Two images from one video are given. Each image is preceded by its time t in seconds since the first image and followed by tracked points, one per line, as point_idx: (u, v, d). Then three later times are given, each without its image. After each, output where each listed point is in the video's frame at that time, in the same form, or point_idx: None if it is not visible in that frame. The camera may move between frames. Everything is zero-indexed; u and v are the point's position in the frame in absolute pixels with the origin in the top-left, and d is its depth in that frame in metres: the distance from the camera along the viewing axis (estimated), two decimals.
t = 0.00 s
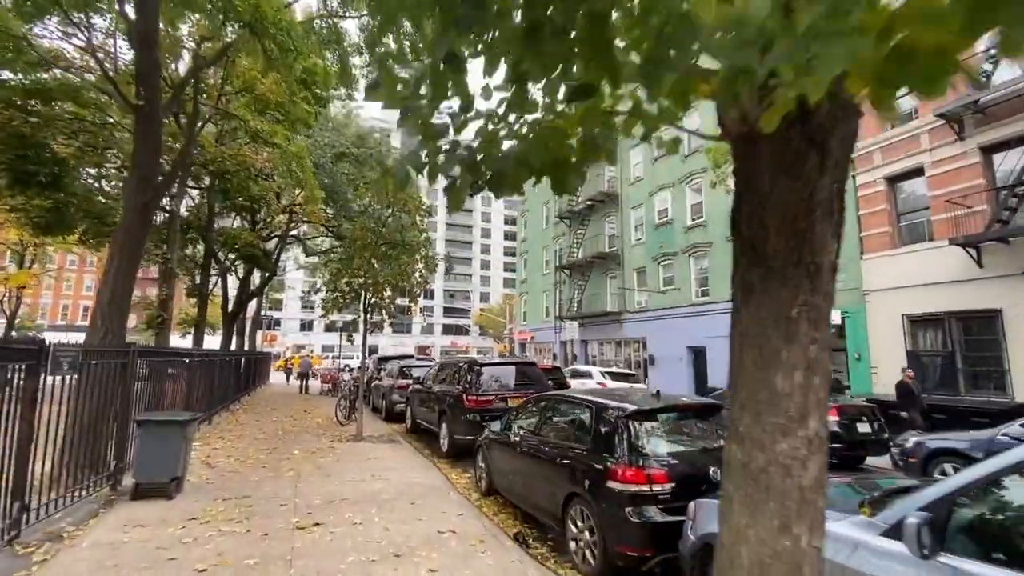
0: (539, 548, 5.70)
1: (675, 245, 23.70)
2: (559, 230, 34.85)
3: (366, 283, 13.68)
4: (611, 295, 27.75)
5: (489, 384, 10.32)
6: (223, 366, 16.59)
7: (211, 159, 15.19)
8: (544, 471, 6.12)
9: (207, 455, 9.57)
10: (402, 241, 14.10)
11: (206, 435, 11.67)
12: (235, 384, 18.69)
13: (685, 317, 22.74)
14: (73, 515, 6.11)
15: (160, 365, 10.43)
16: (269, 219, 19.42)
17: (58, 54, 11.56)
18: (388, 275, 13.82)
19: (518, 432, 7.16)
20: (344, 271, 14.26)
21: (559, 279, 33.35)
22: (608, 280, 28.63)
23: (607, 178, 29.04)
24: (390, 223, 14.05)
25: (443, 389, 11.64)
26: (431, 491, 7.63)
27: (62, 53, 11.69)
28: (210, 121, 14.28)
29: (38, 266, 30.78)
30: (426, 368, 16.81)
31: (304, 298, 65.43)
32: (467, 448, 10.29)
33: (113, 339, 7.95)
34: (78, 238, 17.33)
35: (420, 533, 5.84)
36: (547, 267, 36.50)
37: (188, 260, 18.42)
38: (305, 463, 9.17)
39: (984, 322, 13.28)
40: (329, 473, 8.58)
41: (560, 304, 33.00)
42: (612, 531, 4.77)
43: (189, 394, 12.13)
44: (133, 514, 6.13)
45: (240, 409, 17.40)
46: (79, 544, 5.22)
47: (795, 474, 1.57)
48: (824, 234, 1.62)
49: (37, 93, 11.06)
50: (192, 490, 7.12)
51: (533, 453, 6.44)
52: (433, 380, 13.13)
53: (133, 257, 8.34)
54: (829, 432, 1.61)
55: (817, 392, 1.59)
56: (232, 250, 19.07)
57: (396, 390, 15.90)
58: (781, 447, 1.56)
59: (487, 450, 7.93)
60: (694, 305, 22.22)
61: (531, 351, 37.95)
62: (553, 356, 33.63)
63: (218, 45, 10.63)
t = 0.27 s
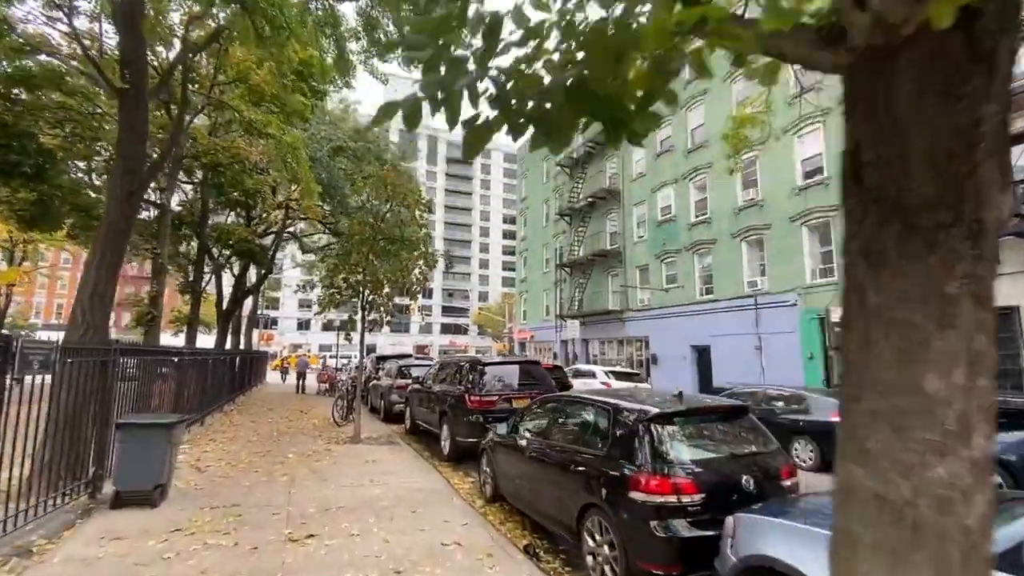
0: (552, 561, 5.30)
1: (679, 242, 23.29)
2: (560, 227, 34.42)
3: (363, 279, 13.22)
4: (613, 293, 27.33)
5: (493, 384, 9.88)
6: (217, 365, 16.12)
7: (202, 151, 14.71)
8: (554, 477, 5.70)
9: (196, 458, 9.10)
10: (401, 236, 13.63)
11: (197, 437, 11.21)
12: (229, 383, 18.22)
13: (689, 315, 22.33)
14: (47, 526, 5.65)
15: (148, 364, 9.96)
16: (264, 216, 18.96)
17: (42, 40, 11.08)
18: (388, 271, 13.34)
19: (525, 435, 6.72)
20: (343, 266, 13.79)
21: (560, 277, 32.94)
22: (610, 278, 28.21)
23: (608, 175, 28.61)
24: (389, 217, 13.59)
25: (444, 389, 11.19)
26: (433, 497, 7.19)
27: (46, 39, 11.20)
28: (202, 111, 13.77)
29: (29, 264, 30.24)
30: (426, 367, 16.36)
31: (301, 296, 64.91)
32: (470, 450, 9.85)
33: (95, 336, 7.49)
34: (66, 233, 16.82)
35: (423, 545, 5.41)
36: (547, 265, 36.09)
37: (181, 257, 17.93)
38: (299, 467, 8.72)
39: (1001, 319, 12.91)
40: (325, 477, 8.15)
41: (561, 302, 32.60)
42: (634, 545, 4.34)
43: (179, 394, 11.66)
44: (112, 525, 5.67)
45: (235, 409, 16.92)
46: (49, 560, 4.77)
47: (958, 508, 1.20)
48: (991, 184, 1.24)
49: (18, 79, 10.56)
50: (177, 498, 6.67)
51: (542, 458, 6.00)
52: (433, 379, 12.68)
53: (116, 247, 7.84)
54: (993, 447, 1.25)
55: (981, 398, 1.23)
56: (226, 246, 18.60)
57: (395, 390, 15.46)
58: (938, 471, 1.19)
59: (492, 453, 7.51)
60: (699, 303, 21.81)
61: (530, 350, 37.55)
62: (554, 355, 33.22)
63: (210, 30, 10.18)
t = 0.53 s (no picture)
0: None
1: (683, 240, 22.88)
2: (561, 226, 33.97)
3: (362, 277, 12.75)
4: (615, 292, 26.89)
5: (498, 387, 9.35)
6: (212, 366, 15.65)
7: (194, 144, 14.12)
8: (570, 489, 5.24)
9: (186, 466, 8.63)
10: (400, 233, 13.12)
11: (188, 442, 10.74)
12: (224, 384, 17.73)
13: (694, 315, 21.90)
14: (18, 545, 5.19)
15: (135, 367, 9.49)
16: (261, 215, 18.47)
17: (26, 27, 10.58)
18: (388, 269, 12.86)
19: (535, 444, 6.28)
20: (341, 263, 13.34)
21: (561, 276, 32.51)
22: (612, 277, 27.77)
23: (611, 172, 28.16)
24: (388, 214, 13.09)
25: (446, 392, 10.68)
26: (437, 509, 6.74)
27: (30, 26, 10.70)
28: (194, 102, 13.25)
29: (20, 262, 29.67)
30: (426, 368, 15.89)
31: (298, 296, 64.39)
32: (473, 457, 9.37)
33: (76, 339, 7.00)
34: (54, 230, 16.30)
35: (428, 567, 4.94)
36: (547, 263, 35.66)
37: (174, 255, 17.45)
38: (295, 476, 8.26)
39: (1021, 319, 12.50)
40: (322, 486, 7.68)
41: (562, 301, 32.17)
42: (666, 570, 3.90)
43: (170, 397, 11.20)
44: (89, 545, 5.19)
45: (230, 412, 16.45)
46: None
47: None
48: None
49: None
50: (163, 512, 6.18)
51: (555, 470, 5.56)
52: (435, 381, 12.19)
53: (97, 240, 7.36)
54: None
55: None
56: (221, 244, 18.12)
57: (394, 392, 15.01)
58: None
59: (499, 461, 7.08)
60: (704, 302, 21.37)
61: (530, 350, 37.14)
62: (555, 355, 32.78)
63: (202, 16, 9.73)
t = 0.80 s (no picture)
0: None
1: (688, 236, 22.48)
2: (562, 223, 33.54)
3: (362, 274, 12.17)
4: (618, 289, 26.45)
5: (504, 386, 8.85)
6: (206, 364, 15.19)
7: (187, 134, 13.31)
8: (592, 497, 4.85)
9: (177, 470, 8.17)
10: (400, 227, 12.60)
11: (180, 444, 10.28)
12: (219, 383, 17.26)
13: (700, 312, 21.49)
14: None
15: (123, 365, 9.02)
16: (252, 206, 17.87)
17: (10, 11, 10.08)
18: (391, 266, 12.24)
19: (549, 448, 5.86)
20: (343, 266, 12.44)
21: (563, 274, 32.09)
22: (615, 274, 27.34)
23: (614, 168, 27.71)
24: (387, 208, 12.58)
25: (450, 391, 10.21)
26: (443, 517, 6.30)
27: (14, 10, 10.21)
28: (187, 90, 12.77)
29: (11, 259, 29.06)
30: (428, 367, 15.44)
31: (296, 294, 63.85)
32: (479, 459, 8.92)
33: (56, 335, 6.53)
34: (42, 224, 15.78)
35: None
36: (548, 261, 35.23)
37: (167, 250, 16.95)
38: (291, 480, 7.81)
39: None
40: (320, 491, 7.24)
41: (563, 299, 31.76)
42: None
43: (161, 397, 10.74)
44: (65, 558, 4.74)
45: (225, 412, 15.99)
46: None
47: None
48: None
49: None
50: (149, 520, 5.73)
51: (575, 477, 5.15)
52: (437, 380, 11.72)
53: (80, 227, 6.89)
54: None
55: None
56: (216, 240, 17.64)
57: (395, 391, 14.57)
58: None
59: (507, 466, 6.65)
60: (710, 299, 20.95)
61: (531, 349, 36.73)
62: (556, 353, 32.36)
63: None
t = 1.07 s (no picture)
0: None
1: (693, 233, 22.08)
2: (563, 220, 33.12)
3: (360, 271, 11.67)
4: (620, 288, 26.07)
5: (510, 387, 8.44)
6: (200, 363, 14.74)
7: (179, 125, 12.77)
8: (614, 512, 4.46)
9: (165, 477, 7.72)
10: (400, 222, 12.09)
11: (170, 448, 9.82)
12: (214, 383, 16.82)
13: (705, 311, 21.12)
14: None
15: (109, 365, 8.58)
16: (246, 202, 17.35)
17: None
18: (390, 262, 11.75)
19: (560, 454, 5.51)
20: (341, 263, 11.88)
21: (564, 272, 31.69)
22: (617, 272, 26.95)
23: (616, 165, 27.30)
24: (385, 202, 12.05)
25: (452, 392, 9.79)
26: (448, 530, 5.86)
27: None
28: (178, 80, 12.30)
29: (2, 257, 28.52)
30: (428, 367, 15.02)
31: (294, 293, 63.34)
32: (483, 465, 8.50)
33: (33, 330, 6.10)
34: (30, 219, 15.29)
35: None
36: (549, 259, 34.83)
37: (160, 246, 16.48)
38: (285, 487, 7.37)
39: None
40: (316, 500, 6.80)
41: (565, 298, 31.36)
42: None
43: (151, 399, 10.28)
44: None
45: (220, 412, 15.57)
46: None
47: None
48: None
49: None
50: (129, 535, 5.28)
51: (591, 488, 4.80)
52: (439, 381, 11.30)
53: (55, 221, 6.44)
54: None
55: None
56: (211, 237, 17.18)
57: (394, 392, 14.14)
58: None
59: (517, 474, 6.24)
60: (716, 297, 20.57)
61: (531, 348, 36.35)
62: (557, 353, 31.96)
63: None
